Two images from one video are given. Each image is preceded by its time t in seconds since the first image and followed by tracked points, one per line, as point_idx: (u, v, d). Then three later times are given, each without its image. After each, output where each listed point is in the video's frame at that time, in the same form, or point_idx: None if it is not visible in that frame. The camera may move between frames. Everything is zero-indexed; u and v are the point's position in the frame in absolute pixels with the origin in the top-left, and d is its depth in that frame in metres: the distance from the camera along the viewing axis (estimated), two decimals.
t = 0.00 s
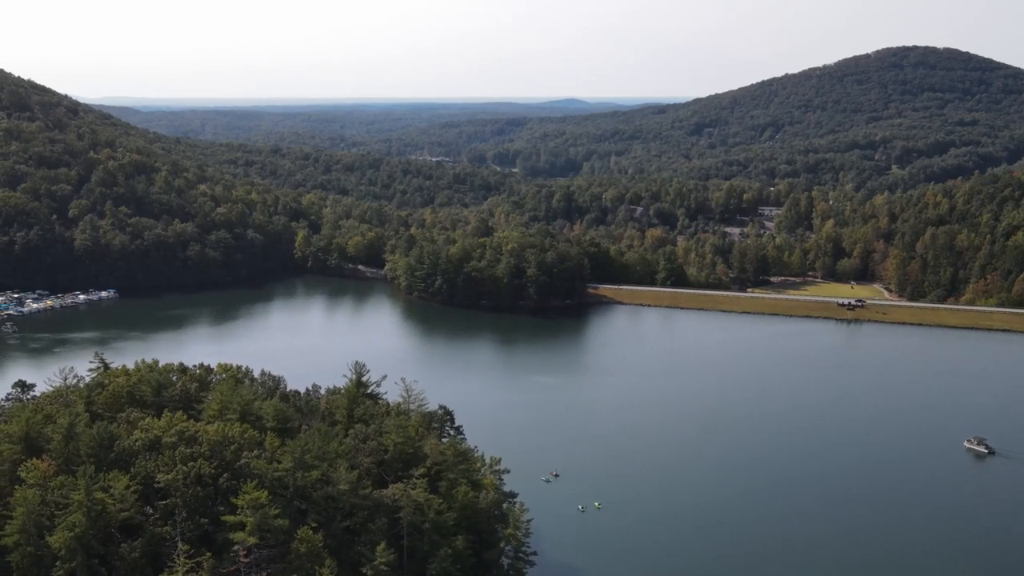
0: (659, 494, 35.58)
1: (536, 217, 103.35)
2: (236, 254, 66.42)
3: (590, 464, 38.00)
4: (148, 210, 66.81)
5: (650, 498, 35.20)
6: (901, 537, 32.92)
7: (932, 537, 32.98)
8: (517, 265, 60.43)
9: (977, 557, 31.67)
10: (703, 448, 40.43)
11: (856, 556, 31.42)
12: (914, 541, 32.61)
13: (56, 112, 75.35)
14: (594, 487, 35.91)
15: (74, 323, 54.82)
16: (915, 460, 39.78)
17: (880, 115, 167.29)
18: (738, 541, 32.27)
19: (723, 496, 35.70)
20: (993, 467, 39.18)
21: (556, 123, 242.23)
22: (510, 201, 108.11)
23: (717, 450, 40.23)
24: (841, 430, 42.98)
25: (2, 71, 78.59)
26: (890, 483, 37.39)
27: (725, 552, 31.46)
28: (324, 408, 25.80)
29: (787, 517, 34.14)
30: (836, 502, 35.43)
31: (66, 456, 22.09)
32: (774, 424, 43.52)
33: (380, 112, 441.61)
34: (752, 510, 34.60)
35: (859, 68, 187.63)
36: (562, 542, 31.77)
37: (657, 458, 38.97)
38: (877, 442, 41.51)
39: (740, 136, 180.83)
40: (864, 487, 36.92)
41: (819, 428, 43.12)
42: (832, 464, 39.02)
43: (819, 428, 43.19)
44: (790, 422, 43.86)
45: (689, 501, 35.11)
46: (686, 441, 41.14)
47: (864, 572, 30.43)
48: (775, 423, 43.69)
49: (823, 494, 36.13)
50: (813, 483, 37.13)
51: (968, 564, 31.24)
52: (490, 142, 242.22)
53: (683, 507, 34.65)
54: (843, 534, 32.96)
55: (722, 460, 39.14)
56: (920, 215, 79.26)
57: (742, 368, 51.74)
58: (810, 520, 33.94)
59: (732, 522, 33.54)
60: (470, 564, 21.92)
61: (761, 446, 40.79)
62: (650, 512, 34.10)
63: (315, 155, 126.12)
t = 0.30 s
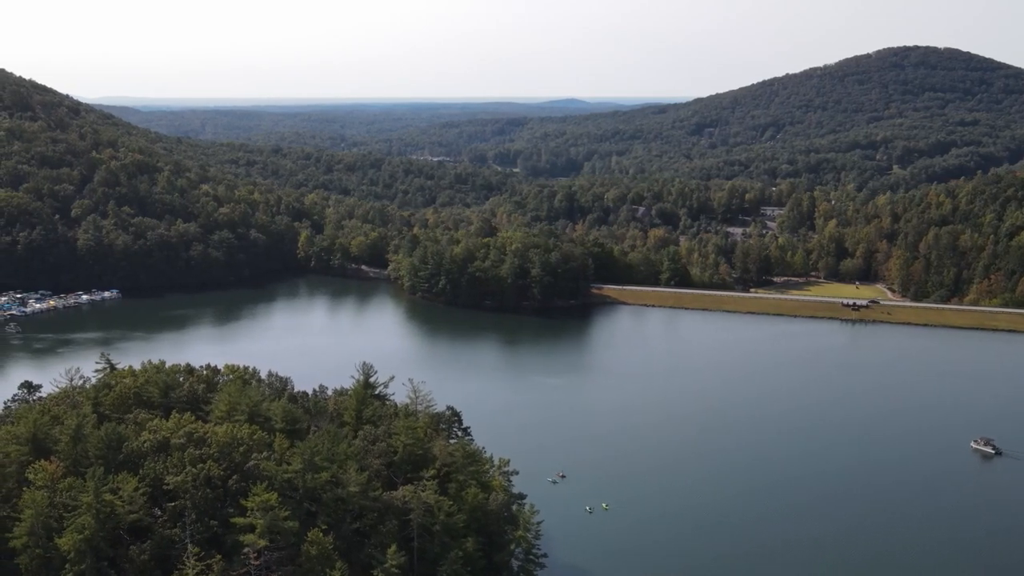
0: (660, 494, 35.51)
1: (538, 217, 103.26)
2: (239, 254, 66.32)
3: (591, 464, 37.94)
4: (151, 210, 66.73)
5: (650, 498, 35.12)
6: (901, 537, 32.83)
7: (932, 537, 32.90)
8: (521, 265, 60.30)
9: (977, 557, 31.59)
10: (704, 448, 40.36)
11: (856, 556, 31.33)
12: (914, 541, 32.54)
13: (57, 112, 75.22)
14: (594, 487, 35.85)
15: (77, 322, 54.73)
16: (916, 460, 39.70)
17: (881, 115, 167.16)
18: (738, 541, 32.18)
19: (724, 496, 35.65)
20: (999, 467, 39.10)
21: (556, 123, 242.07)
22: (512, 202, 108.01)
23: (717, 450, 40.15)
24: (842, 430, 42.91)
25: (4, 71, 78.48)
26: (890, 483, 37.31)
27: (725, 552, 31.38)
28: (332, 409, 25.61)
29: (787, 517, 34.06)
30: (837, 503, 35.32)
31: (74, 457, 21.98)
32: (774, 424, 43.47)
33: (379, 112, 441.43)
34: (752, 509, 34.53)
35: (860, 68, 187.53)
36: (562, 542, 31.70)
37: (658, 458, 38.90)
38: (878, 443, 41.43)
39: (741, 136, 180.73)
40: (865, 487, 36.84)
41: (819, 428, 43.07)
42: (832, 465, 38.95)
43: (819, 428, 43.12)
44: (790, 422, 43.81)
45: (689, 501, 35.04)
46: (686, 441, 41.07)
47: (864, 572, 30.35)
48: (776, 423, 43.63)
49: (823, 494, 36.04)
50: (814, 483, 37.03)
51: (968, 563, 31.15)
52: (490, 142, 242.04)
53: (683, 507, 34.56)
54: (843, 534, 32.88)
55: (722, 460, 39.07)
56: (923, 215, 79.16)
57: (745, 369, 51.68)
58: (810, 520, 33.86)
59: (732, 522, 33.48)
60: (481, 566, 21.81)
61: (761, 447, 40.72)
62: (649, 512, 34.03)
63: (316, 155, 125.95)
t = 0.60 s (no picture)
0: (660, 494, 35.42)
1: (539, 217, 103.16)
2: (242, 254, 66.21)
3: (592, 464, 37.87)
4: (154, 210, 66.64)
5: (651, 498, 35.04)
6: (902, 537, 32.76)
7: (932, 537, 32.82)
8: (525, 265, 60.19)
9: (978, 557, 31.53)
10: (705, 448, 40.28)
11: (856, 556, 31.26)
12: (914, 541, 32.48)
13: (59, 112, 75.05)
14: (595, 487, 35.79)
15: (79, 323, 54.62)
16: (917, 460, 39.61)
17: (883, 115, 167.01)
18: (739, 541, 32.10)
19: (724, 495, 35.58)
20: (1007, 468, 39.00)
21: (557, 123, 241.79)
22: (514, 202, 107.89)
23: (718, 450, 40.08)
24: (843, 430, 42.84)
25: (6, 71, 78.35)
26: (891, 483, 37.23)
27: (725, 552, 31.31)
28: (341, 410, 25.41)
29: (788, 517, 33.99)
30: (838, 503, 35.25)
31: (83, 459, 21.88)
32: (776, 424, 43.41)
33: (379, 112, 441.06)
34: (753, 509, 34.46)
35: (861, 68, 187.38)
36: (564, 542, 31.62)
37: (659, 458, 38.83)
38: (878, 442, 41.35)
39: (742, 136, 180.62)
40: (866, 487, 36.77)
41: (820, 428, 43.02)
42: (833, 464, 38.87)
43: (820, 428, 43.07)
44: (790, 422, 43.77)
45: (690, 501, 34.97)
46: (687, 441, 41.01)
47: (864, 572, 30.26)
48: (776, 423, 43.55)
49: (824, 494, 35.97)
50: (815, 483, 36.97)
51: (968, 563, 31.07)
52: (491, 142, 241.80)
53: (684, 507, 34.49)
54: (844, 534, 32.80)
55: (722, 460, 39.00)
56: (926, 215, 79.09)
57: (747, 369, 51.60)
58: (811, 520, 33.79)
59: (733, 522, 33.40)
60: (492, 568, 21.76)
61: (762, 447, 40.65)
62: (650, 512, 33.96)
63: (317, 155, 125.73)
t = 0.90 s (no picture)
0: (660, 494, 35.32)
1: (541, 217, 103.03)
2: (245, 254, 66.02)
3: (592, 464, 37.78)
4: (157, 210, 66.51)
5: (651, 498, 34.94)
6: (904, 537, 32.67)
7: (933, 537, 32.71)
8: (530, 266, 60.06)
9: (978, 557, 31.47)
10: (705, 448, 40.20)
11: (856, 556, 31.17)
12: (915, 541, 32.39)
13: (61, 112, 74.91)
14: (597, 487, 35.70)
15: (83, 323, 54.45)
16: (918, 460, 39.52)
17: (883, 116, 166.89)
18: (739, 540, 32.00)
19: (724, 495, 35.48)
20: (1015, 469, 38.87)
21: (557, 122, 241.60)
22: (516, 202, 107.76)
23: (718, 449, 39.98)
24: (845, 430, 42.75)
25: (7, 71, 78.24)
26: (891, 483, 37.15)
27: (726, 552, 31.20)
28: (350, 412, 25.23)
29: (788, 516, 33.90)
30: (840, 503, 35.15)
31: (91, 461, 21.75)
32: (777, 424, 43.33)
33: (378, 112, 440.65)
34: (754, 509, 34.36)
35: (862, 68, 187.28)
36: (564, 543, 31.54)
37: (659, 458, 38.73)
38: (879, 442, 41.27)
39: (743, 136, 180.52)
40: (867, 487, 36.66)
41: (821, 428, 42.94)
42: (833, 464, 38.77)
43: (821, 428, 42.97)
44: (791, 422, 43.69)
45: (691, 501, 34.87)
46: (687, 440, 40.93)
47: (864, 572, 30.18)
48: (776, 423, 43.46)
49: (825, 494, 35.88)
50: (816, 483, 36.88)
51: (969, 563, 30.99)
52: (491, 142, 241.59)
53: (685, 507, 34.38)
54: (844, 534, 32.71)
55: (723, 459, 38.91)
56: (928, 215, 79.03)
57: (750, 369, 51.48)
58: (811, 520, 33.70)
59: (734, 522, 33.31)
60: (503, 572, 21.65)
61: (763, 447, 40.55)
62: (650, 512, 33.86)
63: (318, 155, 125.58)
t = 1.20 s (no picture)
0: (659, 494, 35.26)
1: (544, 218, 102.90)
2: (249, 254, 65.82)
3: (593, 463, 37.69)
4: (160, 210, 66.32)
5: (650, 497, 34.87)
6: (905, 537, 32.60)
7: (934, 537, 32.64)
8: (534, 266, 59.92)
9: (978, 556, 31.45)
10: (706, 447, 40.14)
11: (855, 556, 31.09)
12: (915, 541, 32.33)
13: (62, 111, 74.69)
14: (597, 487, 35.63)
15: (86, 324, 54.23)
16: (918, 460, 39.45)
17: (884, 115, 166.76)
18: (738, 540, 31.93)
19: (724, 495, 35.41)
20: None
21: (558, 122, 241.35)
22: (518, 202, 107.62)
23: (717, 449, 39.92)
24: (846, 430, 42.68)
25: (8, 72, 78.02)
26: (890, 483, 37.10)
27: (725, 552, 31.13)
28: (359, 414, 25.09)
29: (788, 516, 33.84)
30: (841, 503, 35.09)
31: (99, 464, 21.60)
32: (778, 425, 43.26)
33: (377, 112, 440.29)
34: (754, 509, 34.29)
35: (863, 68, 187.17)
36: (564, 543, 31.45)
37: (660, 458, 38.69)
38: (880, 442, 41.19)
39: (744, 136, 180.37)
40: (867, 487, 36.57)
41: (822, 428, 42.90)
42: (834, 465, 38.71)
43: (821, 428, 42.90)
44: (792, 422, 43.61)
45: (690, 500, 34.81)
46: (686, 440, 40.87)
47: (864, 572, 30.10)
48: (776, 423, 43.39)
49: (825, 494, 35.80)
50: (816, 483, 36.83)
51: (969, 563, 30.92)
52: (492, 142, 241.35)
53: (684, 506, 34.31)
54: (843, 534, 32.64)
55: (724, 459, 38.83)
56: (932, 215, 78.98)
57: (753, 370, 51.40)
58: (811, 520, 33.63)
59: (734, 521, 33.23)
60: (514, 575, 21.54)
61: (764, 447, 40.50)
62: (649, 512, 33.80)
63: (319, 155, 125.38)
